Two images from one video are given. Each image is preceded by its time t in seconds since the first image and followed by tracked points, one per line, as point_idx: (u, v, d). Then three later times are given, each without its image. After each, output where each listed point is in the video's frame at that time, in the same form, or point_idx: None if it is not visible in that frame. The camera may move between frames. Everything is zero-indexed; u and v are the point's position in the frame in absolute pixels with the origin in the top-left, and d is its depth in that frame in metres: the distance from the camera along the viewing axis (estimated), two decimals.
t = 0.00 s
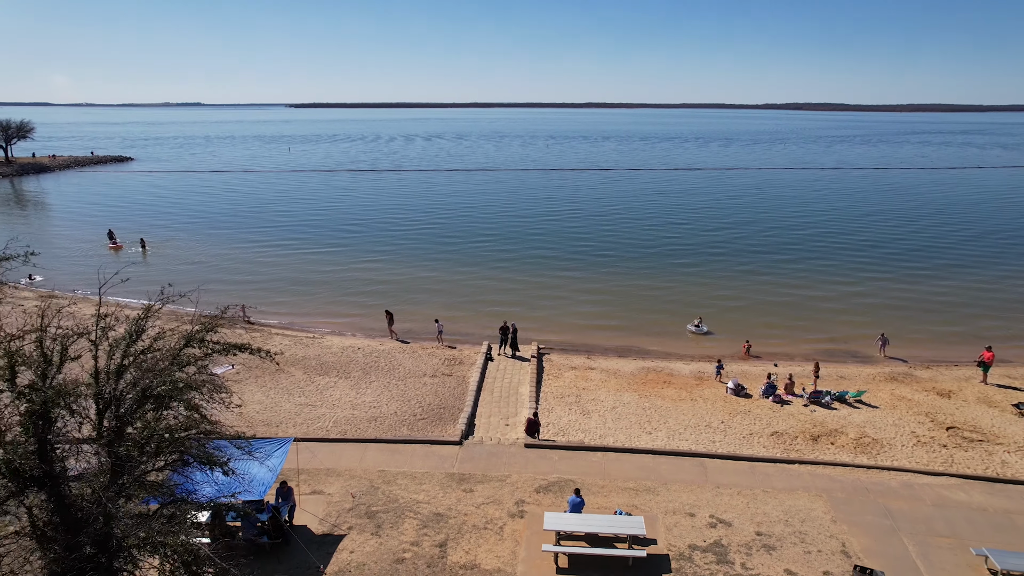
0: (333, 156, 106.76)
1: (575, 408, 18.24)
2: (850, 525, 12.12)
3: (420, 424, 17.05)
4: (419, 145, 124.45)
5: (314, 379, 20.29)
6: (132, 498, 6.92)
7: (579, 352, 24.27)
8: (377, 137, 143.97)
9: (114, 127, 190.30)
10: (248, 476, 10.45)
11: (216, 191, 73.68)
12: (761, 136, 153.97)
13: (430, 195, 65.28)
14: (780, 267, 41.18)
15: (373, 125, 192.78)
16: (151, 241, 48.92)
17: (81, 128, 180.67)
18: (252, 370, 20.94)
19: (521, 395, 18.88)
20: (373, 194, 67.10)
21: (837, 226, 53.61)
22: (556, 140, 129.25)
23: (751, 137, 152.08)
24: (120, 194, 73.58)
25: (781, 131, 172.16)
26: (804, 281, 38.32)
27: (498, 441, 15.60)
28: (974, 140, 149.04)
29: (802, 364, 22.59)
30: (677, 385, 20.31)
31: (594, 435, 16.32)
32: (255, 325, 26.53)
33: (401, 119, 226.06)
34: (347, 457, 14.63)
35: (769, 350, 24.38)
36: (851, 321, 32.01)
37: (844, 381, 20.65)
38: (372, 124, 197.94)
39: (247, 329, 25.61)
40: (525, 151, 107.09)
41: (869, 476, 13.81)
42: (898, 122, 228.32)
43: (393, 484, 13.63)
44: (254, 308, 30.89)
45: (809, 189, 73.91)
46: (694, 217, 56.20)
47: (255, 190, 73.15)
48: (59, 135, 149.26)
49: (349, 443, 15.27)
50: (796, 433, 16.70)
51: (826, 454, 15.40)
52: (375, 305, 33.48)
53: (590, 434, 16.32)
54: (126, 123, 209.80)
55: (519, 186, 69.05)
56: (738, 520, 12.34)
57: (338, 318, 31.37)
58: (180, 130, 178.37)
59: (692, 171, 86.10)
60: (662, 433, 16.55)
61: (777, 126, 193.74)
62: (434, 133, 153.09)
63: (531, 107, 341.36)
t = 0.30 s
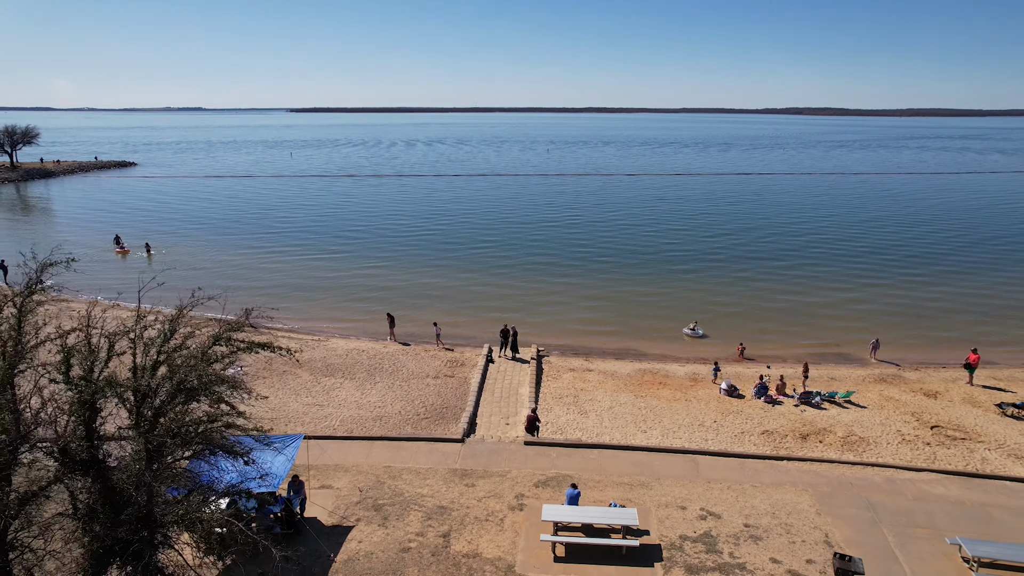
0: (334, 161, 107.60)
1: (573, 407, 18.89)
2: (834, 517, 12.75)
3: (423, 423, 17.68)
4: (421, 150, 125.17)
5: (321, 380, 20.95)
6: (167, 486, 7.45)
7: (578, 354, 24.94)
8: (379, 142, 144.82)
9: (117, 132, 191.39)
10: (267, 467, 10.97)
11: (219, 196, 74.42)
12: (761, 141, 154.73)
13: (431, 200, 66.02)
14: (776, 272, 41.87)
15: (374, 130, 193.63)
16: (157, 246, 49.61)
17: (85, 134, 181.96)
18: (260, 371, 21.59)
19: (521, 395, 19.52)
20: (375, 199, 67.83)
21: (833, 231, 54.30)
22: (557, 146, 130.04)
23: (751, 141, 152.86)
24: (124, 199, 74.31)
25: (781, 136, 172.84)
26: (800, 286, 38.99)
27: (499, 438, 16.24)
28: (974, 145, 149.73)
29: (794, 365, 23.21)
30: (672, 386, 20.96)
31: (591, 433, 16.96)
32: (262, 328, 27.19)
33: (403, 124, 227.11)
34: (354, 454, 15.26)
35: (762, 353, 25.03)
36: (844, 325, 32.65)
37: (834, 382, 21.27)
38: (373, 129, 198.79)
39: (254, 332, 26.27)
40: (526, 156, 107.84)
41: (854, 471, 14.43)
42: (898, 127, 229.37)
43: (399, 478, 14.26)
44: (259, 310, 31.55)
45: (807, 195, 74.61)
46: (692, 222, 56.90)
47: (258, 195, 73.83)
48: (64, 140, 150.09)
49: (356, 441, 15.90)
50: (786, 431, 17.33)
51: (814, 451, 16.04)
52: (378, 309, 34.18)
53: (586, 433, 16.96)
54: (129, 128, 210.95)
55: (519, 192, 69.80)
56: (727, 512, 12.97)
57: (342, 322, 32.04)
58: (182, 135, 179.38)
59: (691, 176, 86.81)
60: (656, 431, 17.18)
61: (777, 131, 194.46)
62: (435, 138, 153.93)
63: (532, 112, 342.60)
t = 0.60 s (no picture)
0: (337, 166, 108.40)
1: (571, 407, 19.53)
2: (818, 510, 13.38)
3: (426, 422, 18.30)
4: (422, 155, 125.98)
5: (327, 380, 21.60)
6: (193, 475, 8.03)
7: (576, 356, 25.59)
8: (381, 147, 145.65)
9: (121, 137, 192.58)
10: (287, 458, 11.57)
11: (222, 201, 75.17)
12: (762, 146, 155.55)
13: (433, 205, 66.75)
14: (772, 277, 42.54)
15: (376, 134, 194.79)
16: (161, 250, 50.30)
17: (87, 138, 182.86)
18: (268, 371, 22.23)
19: (521, 395, 20.16)
20: (377, 205, 68.55)
21: (830, 237, 54.96)
22: (558, 151, 130.77)
23: (751, 146, 153.66)
24: (128, 204, 75.05)
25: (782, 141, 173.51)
26: (796, 291, 39.64)
27: (499, 436, 16.88)
28: (974, 150, 150.34)
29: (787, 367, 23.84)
30: (667, 387, 21.59)
31: (589, 431, 17.59)
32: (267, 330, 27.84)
33: (404, 128, 227.97)
34: (360, 451, 15.90)
35: (757, 355, 25.68)
36: (838, 329, 33.30)
37: (825, 383, 21.91)
38: (375, 133, 199.82)
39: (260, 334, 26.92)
40: (527, 161, 108.61)
41: (840, 467, 15.06)
42: (898, 131, 229.96)
43: (403, 474, 14.90)
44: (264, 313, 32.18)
45: (806, 200, 75.27)
46: (690, 227, 57.59)
47: (261, 200, 74.60)
48: (67, 145, 151.13)
49: (362, 438, 16.53)
50: (776, 430, 17.97)
51: (802, 449, 16.68)
52: (381, 312, 34.85)
53: (583, 431, 17.59)
54: (132, 132, 212.12)
55: (520, 197, 70.53)
56: (717, 505, 13.60)
57: (345, 325, 32.68)
58: (184, 139, 180.46)
59: (691, 182, 87.52)
60: (651, 430, 17.81)
61: (777, 135, 195.28)
62: (437, 143, 154.76)
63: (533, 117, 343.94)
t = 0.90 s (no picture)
0: (338, 171, 109.17)
1: (569, 407, 20.17)
2: (805, 503, 14.01)
3: (429, 420, 18.94)
4: (423, 159, 126.83)
5: (332, 381, 22.24)
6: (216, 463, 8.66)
7: (575, 358, 26.23)
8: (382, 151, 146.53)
9: (123, 140, 193.20)
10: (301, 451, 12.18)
11: (225, 206, 75.87)
12: (761, 150, 156.36)
13: (434, 210, 67.47)
14: (768, 282, 43.24)
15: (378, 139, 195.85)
16: (166, 254, 50.95)
17: (89, 141, 183.67)
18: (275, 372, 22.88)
19: (520, 395, 20.79)
20: (379, 209, 69.24)
21: (827, 242, 55.67)
22: (558, 155, 131.53)
23: (751, 151, 154.49)
24: (132, 208, 75.72)
25: (781, 145, 174.05)
26: (792, 296, 40.33)
27: (500, 434, 17.52)
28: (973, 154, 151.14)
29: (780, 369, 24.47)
30: (663, 388, 22.24)
31: (586, 430, 18.22)
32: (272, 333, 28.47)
33: (404, 132, 228.72)
34: (365, 448, 16.53)
35: (751, 357, 26.32)
36: (832, 333, 33.96)
37: (817, 384, 22.55)
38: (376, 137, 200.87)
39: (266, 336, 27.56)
40: (527, 166, 109.40)
41: (827, 463, 15.69)
42: (897, 135, 230.78)
43: (407, 469, 15.53)
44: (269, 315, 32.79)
45: (804, 205, 75.97)
46: (689, 233, 58.28)
47: (263, 205, 75.32)
48: (70, 149, 151.99)
49: (368, 436, 17.16)
50: (767, 428, 18.61)
51: (792, 446, 17.32)
52: (383, 317, 35.49)
53: (580, 430, 18.23)
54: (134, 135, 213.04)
55: (521, 202, 71.24)
56: (708, 499, 14.22)
57: (348, 328, 33.34)
58: (186, 143, 181.41)
59: (690, 186, 88.22)
60: (646, 428, 18.43)
61: (777, 139, 196.26)
62: (438, 147, 155.61)
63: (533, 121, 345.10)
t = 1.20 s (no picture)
0: (340, 175, 109.94)
1: (568, 406, 20.79)
2: (792, 497, 14.64)
3: (432, 419, 19.59)
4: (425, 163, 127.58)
5: (337, 381, 22.88)
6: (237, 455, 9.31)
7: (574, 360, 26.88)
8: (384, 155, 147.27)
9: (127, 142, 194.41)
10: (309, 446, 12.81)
11: (229, 209, 76.58)
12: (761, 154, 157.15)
13: (436, 215, 68.17)
14: (765, 286, 43.90)
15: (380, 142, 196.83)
16: (170, 258, 51.59)
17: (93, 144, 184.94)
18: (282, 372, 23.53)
19: (520, 395, 21.43)
20: (381, 213, 69.91)
21: (824, 247, 56.34)
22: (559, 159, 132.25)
23: (751, 155, 155.19)
24: (136, 212, 76.46)
25: (781, 149, 174.77)
26: (787, 300, 41.00)
27: (500, 432, 18.15)
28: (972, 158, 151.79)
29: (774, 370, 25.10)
30: (659, 388, 22.86)
31: (584, 428, 18.86)
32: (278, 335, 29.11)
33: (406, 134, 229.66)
34: (371, 445, 17.17)
35: (746, 359, 26.95)
36: (826, 336, 34.61)
37: (809, 385, 23.19)
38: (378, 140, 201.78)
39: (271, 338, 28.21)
40: (528, 170, 110.14)
41: (815, 460, 16.32)
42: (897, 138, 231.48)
43: (411, 465, 16.16)
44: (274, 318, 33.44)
45: (802, 209, 76.62)
46: (687, 237, 58.95)
47: (266, 209, 76.02)
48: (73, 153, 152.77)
49: (373, 434, 17.80)
50: (759, 427, 19.23)
51: (783, 444, 17.95)
52: (386, 320, 36.11)
53: (578, 428, 18.86)
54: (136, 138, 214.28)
55: (521, 206, 71.93)
56: (700, 494, 14.84)
57: (351, 331, 34.00)
58: (188, 146, 182.31)
59: (690, 190, 88.90)
60: (641, 427, 19.06)
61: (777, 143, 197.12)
62: (439, 151, 156.29)
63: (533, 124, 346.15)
